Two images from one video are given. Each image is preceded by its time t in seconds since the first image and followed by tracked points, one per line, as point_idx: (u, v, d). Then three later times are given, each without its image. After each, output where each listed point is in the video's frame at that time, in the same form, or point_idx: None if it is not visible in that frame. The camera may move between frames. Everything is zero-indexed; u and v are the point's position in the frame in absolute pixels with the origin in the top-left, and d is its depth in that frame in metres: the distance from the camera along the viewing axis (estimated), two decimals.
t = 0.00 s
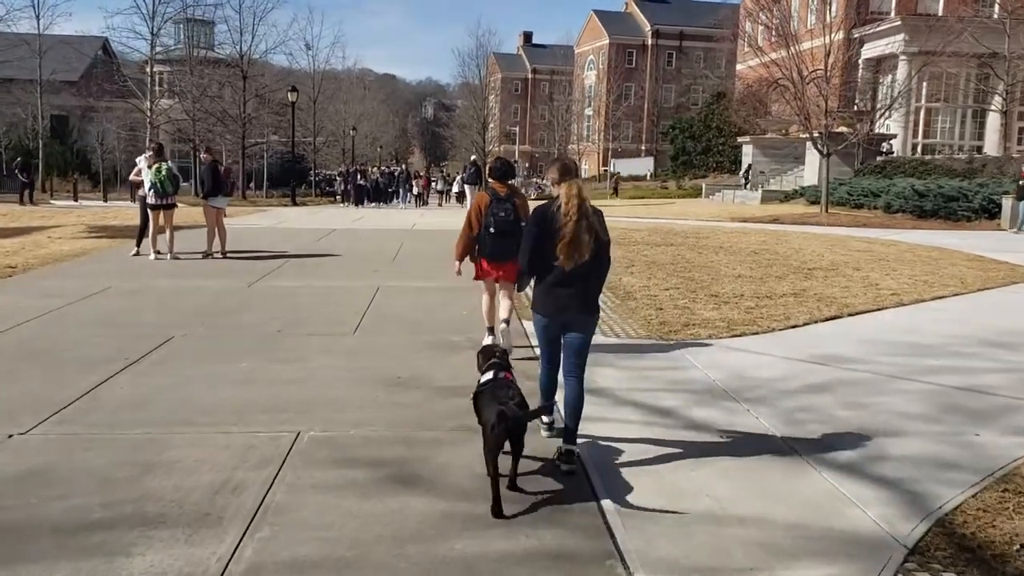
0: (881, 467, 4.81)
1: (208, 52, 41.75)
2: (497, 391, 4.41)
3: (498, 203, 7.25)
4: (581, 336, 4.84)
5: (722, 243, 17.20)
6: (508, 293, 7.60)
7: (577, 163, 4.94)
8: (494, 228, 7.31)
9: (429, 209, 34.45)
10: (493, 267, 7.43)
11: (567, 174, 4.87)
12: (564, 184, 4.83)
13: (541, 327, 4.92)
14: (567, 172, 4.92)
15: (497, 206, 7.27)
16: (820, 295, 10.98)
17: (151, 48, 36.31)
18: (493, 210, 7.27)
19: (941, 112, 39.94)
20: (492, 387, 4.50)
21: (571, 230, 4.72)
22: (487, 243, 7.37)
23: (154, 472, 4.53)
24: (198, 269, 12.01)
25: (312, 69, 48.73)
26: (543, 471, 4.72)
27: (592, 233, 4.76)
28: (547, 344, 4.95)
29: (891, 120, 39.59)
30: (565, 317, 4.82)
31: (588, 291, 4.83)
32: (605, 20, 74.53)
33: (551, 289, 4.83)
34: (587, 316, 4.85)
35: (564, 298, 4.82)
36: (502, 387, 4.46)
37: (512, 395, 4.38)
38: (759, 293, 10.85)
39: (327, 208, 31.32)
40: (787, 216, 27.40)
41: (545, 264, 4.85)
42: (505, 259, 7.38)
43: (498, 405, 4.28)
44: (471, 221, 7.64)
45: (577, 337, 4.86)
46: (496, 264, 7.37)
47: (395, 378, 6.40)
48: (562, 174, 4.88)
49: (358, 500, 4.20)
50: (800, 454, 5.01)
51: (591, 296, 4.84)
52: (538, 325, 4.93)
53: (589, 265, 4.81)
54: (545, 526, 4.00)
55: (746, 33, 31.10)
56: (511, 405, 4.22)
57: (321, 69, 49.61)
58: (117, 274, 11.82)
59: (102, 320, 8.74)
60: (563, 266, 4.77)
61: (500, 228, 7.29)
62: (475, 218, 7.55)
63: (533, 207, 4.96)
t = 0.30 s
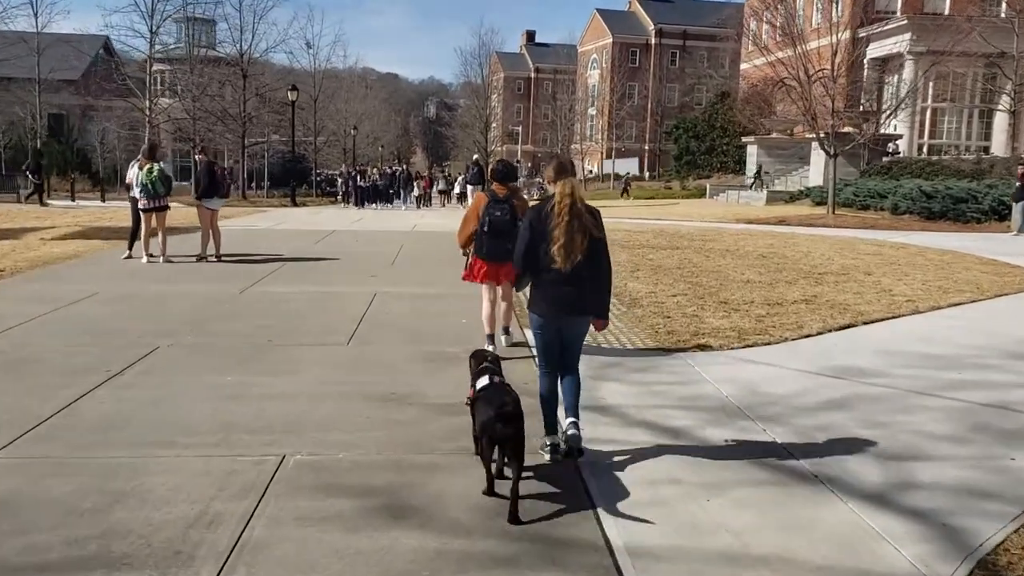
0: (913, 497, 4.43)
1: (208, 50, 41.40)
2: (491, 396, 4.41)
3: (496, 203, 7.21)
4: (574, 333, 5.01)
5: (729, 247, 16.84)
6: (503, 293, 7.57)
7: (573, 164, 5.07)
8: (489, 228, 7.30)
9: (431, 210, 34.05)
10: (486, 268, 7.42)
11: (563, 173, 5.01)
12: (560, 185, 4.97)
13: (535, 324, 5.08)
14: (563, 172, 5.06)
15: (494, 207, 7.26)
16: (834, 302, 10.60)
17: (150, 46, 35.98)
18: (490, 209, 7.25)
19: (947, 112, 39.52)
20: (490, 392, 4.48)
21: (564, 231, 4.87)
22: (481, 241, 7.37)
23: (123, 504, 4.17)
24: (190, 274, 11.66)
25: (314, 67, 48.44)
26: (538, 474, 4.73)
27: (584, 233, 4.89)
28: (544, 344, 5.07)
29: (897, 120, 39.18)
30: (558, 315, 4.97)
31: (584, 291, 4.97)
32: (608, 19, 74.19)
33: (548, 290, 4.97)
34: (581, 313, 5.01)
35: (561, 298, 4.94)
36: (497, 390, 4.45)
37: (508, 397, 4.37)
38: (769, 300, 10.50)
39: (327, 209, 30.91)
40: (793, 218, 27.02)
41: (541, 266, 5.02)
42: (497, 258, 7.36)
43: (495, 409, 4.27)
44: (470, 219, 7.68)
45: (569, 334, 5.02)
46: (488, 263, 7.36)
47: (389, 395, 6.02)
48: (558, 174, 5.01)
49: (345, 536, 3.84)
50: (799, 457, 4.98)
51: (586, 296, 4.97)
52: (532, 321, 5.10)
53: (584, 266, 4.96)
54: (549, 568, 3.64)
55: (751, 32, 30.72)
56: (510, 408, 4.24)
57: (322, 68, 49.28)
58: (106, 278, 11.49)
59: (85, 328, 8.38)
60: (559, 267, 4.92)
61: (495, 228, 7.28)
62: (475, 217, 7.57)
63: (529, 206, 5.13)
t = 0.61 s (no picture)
0: (954, 520, 4.07)
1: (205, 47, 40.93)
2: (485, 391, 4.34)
3: (504, 196, 7.07)
4: (575, 339, 4.71)
5: (736, 245, 16.47)
6: (514, 285, 7.55)
7: (582, 160, 4.75)
8: (498, 222, 7.21)
9: (432, 208, 33.68)
10: (495, 260, 7.37)
11: (571, 170, 4.69)
12: (566, 181, 4.66)
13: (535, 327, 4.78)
14: (571, 168, 4.74)
15: (501, 200, 7.11)
16: (847, 303, 10.25)
17: (147, 43, 35.56)
18: (498, 203, 7.12)
19: (951, 108, 39.07)
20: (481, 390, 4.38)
21: (568, 232, 4.57)
22: (491, 235, 7.30)
23: (93, 532, 3.81)
24: (182, 275, 11.29)
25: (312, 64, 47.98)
26: (532, 472, 4.67)
27: (589, 235, 4.60)
28: (544, 350, 4.77)
29: (901, 116, 38.72)
30: (559, 321, 4.66)
31: (587, 294, 4.69)
32: (608, 16, 73.66)
33: (550, 292, 4.67)
34: (584, 318, 4.70)
35: (564, 301, 4.65)
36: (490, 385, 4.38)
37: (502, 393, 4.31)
38: (781, 301, 10.11)
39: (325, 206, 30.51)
40: (798, 215, 26.66)
41: (543, 268, 4.72)
42: (506, 252, 7.30)
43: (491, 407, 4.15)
44: (480, 209, 7.55)
45: (571, 339, 4.72)
46: (498, 257, 7.30)
47: (386, 405, 5.65)
48: (564, 171, 4.70)
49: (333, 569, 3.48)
50: (802, 455, 4.90)
51: (589, 299, 4.69)
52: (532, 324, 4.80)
53: (588, 269, 4.68)
54: None
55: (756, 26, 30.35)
56: (505, 404, 4.18)
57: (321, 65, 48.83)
58: (95, 279, 11.11)
59: (70, 330, 8.02)
60: (562, 268, 4.62)
61: (503, 222, 7.18)
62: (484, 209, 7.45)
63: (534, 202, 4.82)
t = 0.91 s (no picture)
0: (992, 552, 3.74)
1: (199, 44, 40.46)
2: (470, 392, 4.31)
3: (501, 199, 6.82)
4: (573, 331, 4.81)
5: (739, 243, 16.14)
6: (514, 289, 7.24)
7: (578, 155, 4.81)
8: (496, 224, 6.88)
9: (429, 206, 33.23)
10: (495, 263, 7.03)
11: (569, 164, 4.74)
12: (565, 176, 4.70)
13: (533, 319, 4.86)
14: (567, 163, 4.79)
15: (499, 201, 6.84)
16: (856, 304, 9.94)
17: (140, 40, 35.09)
18: (495, 204, 6.83)
19: (952, 103, 38.71)
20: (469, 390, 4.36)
21: (570, 226, 4.61)
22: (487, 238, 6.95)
23: (52, 571, 3.48)
24: (171, 278, 10.95)
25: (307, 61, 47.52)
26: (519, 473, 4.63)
27: (590, 229, 4.67)
28: (542, 341, 4.87)
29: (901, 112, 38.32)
30: (559, 314, 4.75)
31: (584, 285, 4.78)
32: (606, 11, 73.13)
33: (549, 282, 4.74)
34: (582, 311, 4.79)
35: (561, 292, 4.74)
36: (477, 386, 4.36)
37: (488, 395, 4.28)
38: (788, 303, 9.78)
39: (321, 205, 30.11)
40: (800, 211, 26.37)
41: (543, 258, 4.76)
42: (506, 255, 6.97)
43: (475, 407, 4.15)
44: (474, 211, 7.25)
45: (569, 332, 4.81)
46: (496, 261, 6.96)
47: (376, 421, 5.32)
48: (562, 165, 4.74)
49: None
50: (796, 454, 4.91)
51: (586, 289, 4.77)
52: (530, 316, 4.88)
53: (587, 259, 4.75)
54: None
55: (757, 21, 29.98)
56: (487, 405, 4.13)
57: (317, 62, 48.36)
58: (82, 282, 10.78)
59: (50, 338, 7.68)
60: (563, 261, 4.68)
61: (502, 224, 6.87)
62: (479, 212, 7.22)
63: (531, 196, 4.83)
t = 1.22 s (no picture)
0: None
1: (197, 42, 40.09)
2: (448, 393, 4.19)
3: (493, 192, 6.64)
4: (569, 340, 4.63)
5: (745, 242, 15.77)
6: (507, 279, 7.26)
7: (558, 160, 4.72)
8: (487, 218, 6.79)
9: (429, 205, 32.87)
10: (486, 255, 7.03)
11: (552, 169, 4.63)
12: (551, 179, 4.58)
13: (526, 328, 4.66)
14: (549, 168, 4.68)
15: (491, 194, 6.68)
16: (869, 306, 9.57)
17: (137, 38, 34.75)
18: (490, 197, 6.66)
19: (958, 98, 38.26)
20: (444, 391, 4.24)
21: (564, 229, 4.46)
22: (479, 233, 6.91)
23: None
24: (161, 281, 10.60)
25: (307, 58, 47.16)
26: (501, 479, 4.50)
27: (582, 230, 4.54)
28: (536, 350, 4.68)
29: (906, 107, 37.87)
30: (555, 320, 4.58)
31: (575, 292, 4.62)
32: (608, 8, 72.70)
33: (540, 289, 4.58)
34: (576, 318, 4.64)
35: (553, 298, 4.58)
36: (455, 388, 4.24)
37: (468, 396, 4.14)
38: (799, 306, 9.40)
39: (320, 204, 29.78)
40: (805, 208, 25.99)
41: (532, 263, 4.58)
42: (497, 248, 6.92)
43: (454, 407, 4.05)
44: (468, 204, 7.38)
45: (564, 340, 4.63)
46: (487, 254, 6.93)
47: (364, 439, 4.96)
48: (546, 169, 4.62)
49: None
50: (792, 453, 4.87)
51: (577, 297, 4.63)
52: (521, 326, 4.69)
53: (577, 264, 4.60)
54: None
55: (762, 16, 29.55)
56: (468, 406, 4.02)
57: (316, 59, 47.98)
58: (68, 286, 10.43)
59: (28, 346, 7.33)
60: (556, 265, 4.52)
61: (493, 217, 6.76)
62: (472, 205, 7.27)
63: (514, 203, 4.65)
